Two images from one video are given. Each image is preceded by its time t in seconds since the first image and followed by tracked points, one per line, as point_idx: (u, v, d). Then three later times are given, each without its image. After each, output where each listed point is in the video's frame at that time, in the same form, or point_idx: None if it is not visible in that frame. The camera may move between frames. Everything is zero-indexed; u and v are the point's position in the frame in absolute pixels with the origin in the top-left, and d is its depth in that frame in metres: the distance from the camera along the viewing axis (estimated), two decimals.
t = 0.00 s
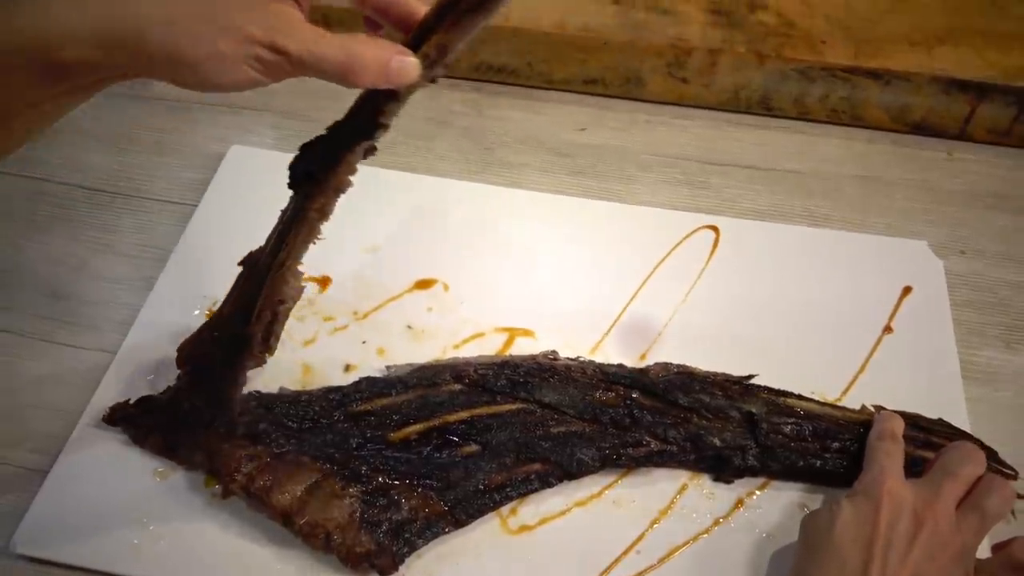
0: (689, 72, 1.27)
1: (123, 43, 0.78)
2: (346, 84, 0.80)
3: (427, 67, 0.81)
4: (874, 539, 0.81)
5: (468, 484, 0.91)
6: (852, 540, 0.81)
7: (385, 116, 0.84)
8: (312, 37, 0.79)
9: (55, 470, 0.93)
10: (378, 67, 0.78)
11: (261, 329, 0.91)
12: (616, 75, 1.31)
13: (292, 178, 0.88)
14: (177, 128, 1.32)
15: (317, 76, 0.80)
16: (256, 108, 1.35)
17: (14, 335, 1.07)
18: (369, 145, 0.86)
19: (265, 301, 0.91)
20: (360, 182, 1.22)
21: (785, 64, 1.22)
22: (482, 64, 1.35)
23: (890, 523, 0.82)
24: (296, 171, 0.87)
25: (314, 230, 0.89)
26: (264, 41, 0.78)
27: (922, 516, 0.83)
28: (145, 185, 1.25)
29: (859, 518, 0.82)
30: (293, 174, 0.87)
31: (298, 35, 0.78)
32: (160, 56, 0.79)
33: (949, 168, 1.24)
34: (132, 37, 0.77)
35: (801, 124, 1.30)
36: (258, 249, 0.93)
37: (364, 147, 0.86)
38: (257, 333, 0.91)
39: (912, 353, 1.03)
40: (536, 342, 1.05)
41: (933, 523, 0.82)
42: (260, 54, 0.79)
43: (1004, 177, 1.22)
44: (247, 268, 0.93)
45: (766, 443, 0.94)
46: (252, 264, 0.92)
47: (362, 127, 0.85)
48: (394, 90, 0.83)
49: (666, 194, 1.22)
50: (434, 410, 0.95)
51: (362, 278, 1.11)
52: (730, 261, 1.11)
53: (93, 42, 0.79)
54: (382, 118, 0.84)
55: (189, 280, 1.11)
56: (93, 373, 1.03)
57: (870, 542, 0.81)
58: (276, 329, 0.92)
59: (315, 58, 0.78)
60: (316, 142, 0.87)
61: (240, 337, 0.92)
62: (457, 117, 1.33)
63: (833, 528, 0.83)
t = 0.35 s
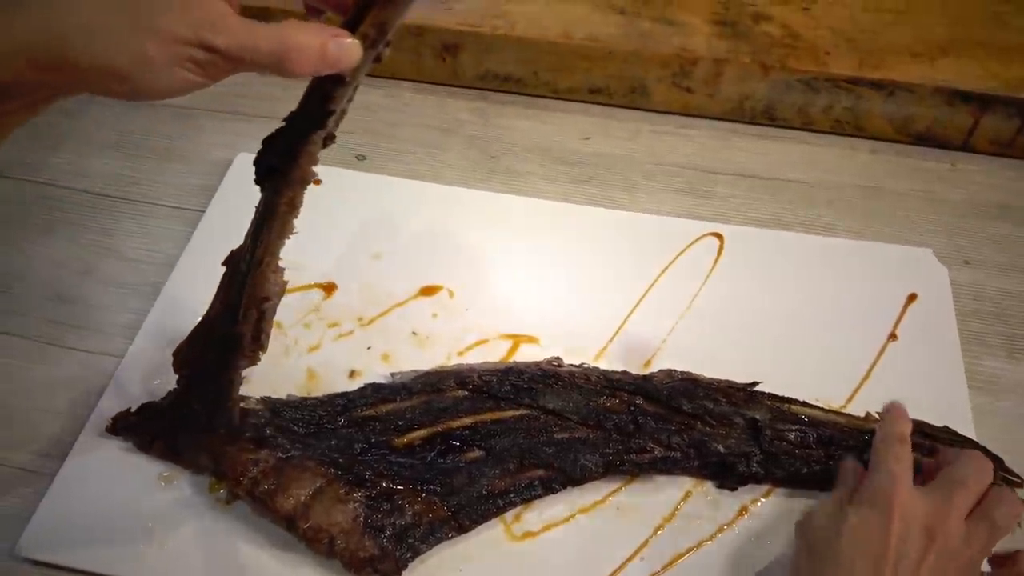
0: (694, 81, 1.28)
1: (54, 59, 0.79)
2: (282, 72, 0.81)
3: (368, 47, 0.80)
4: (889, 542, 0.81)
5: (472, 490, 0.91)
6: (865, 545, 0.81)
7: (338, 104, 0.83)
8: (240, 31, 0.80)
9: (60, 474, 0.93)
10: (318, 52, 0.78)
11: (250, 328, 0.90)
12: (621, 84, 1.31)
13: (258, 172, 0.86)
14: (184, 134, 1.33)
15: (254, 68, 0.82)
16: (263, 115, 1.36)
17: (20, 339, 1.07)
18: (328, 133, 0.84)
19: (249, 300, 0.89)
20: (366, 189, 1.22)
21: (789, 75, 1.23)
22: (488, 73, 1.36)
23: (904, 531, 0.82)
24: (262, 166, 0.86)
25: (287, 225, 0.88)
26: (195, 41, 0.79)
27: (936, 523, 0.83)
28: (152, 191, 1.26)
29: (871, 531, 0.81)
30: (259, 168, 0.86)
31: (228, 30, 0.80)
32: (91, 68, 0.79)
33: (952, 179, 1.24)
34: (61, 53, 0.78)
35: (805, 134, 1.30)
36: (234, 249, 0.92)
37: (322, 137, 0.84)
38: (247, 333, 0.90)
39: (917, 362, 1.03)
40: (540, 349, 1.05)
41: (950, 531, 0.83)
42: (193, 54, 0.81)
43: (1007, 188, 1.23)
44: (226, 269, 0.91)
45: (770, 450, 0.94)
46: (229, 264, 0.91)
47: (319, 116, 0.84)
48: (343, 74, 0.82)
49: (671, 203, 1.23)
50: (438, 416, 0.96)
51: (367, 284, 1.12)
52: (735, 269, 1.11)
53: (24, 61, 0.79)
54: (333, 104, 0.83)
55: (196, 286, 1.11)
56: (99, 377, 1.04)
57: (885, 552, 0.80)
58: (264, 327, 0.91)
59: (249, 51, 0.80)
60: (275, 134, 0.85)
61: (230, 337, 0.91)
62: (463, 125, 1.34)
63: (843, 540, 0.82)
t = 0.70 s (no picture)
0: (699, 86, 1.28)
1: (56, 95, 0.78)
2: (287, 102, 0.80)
3: (378, 73, 0.77)
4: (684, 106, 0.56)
5: (477, 496, 0.91)
6: (718, 284, 0.53)
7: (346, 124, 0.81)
8: (243, 58, 0.78)
9: (66, 477, 0.93)
10: (325, 77, 0.75)
11: (254, 337, 0.90)
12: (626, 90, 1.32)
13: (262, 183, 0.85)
14: (189, 138, 1.34)
15: (258, 96, 0.80)
16: (268, 120, 1.36)
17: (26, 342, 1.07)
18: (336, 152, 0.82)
19: (253, 310, 0.90)
20: (371, 193, 1.22)
21: (794, 81, 1.23)
22: (493, 78, 1.36)
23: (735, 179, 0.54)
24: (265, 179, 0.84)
25: (291, 239, 0.88)
26: (198, 70, 0.78)
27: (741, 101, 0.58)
28: (157, 195, 1.26)
29: (743, 336, 0.53)
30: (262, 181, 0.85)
31: (230, 58, 0.78)
32: (93, 102, 0.79)
33: (957, 185, 1.24)
34: (62, 86, 0.77)
35: (809, 140, 1.30)
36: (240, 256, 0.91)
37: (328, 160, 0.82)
38: (251, 341, 0.90)
39: (923, 369, 1.02)
40: (545, 354, 1.05)
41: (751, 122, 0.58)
42: (197, 83, 0.79)
43: (1011, 194, 1.23)
44: (231, 274, 0.91)
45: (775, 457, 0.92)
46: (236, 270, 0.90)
47: (324, 140, 0.81)
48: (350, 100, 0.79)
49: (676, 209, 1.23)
50: (443, 422, 0.96)
51: (372, 289, 1.12)
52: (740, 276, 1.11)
53: (26, 97, 0.79)
54: (340, 130, 0.80)
55: (201, 291, 1.11)
56: (104, 381, 1.04)
57: (740, 257, 0.54)
58: (268, 336, 0.91)
59: (258, 79, 0.78)
60: (282, 150, 0.83)
61: (233, 345, 0.91)
62: (468, 130, 1.34)
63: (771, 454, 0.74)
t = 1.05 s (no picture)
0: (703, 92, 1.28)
1: (31, 128, 0.75)
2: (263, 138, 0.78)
3: (381, 108, 0.78)
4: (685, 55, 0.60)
5: (480, 501, 0.91)
6: (725, 226, 0.58)
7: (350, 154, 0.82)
8: (215, 92, 0.76)
9: (71, 480, 0.93)
10: (302, 116, 0.76)
11: (257, 348, 0.90)
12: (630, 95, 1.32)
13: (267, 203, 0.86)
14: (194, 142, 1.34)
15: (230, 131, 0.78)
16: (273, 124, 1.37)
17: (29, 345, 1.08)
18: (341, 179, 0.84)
19: (256, 323, 0.89)
20: (376, 197, 1.23)
21: (798, 87, 1.23)
22: (497, 83, 1.37)
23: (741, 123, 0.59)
24: (271, 201, 0.85)
25: (294, 257, 0.87)
26: (171, 103, 0.76)
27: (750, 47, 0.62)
28: (162, 198, 1.26)
29: (750, 272, 0.59)
30: (268, 201, 0.85)
31: (206, 93, 0.76)
32: (68, 134, 0.76)
33: (961, 191, 1.24)
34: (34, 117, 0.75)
35: (813, 146, 1.30)
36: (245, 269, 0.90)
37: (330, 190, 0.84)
38: (253, 353, 0.90)
39: (927, 374, 1.02)
40: (549, 359, 1.05)
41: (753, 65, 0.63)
42: (169, 116, 0.77)
43: (1015, 200, 1.23)
44: (237, 287, 0.91)
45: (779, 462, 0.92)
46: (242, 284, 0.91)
47: (326, 167, 0.82)
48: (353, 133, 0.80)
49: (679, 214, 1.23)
50: (447, 427, 0.96)
51: (376, 294, 1.12)
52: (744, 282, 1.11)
53: None
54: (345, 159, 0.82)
55: (205, 295, 1.12)
56: (109, 384, 1.04)
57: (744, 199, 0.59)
58: (271, 349, 0.90)
59: (227, 117, 0.76)
60: (286, 171, 0.84)
61: (235, 356, 0.91)
62: (472, 135, 1.35)
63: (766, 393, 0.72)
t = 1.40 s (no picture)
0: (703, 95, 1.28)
1: None
2: None
3: (349, 89, 0.78)
4: None
5: (479, 502, 0.91)
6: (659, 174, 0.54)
7: (326, 139, 0.82)
8: None
9: (70, 481, 0.93)
10: None
11: (253, 347, 0.91)
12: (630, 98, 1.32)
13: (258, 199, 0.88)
14: (195, 144, 1.35)
15: None
16: (274, 127, 1.37)
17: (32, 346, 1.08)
18: (318, 163, 0.84)
19: (252, 320, 0.90)
20: (377, 199, 1.23)
21: (798, 90, 1.23)
22: (497, 86, 1.37)
23: (675, 60, 0.56)
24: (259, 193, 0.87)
25: (286, 249, 0.88)
26: None
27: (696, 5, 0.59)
28: (164, 201, 1.27)
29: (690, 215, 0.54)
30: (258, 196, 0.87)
31: None
32: None
33: (960, 195, 1.24)
34: None
35: (813, 149, 1.31)
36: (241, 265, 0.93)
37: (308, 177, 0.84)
38: (250, 351, 0.91)
39: (926, 377, 1.02)
40: (548, 361, 1.05)
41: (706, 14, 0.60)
42: None
43: (1014, 203, 1.23)
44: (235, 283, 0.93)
45: (778, 464, 0.92)
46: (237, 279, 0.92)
47: (302, 152, 0.83)
48: (322, 112, 0.80)
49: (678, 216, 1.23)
50: (447, 428, 0.97)
51: (376, 295, 1.12)
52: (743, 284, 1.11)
53: None
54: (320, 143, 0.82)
55: (206, 296, 1.12)
56: (109, 385, 1.04)
57: (679, 139, 0.55)
58: (267, 345, 0.91)
59: None
60: (271, 163, 0.86)
61: (234, 357, 0.91)
62: (473, 138, 1.35)
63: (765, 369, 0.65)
